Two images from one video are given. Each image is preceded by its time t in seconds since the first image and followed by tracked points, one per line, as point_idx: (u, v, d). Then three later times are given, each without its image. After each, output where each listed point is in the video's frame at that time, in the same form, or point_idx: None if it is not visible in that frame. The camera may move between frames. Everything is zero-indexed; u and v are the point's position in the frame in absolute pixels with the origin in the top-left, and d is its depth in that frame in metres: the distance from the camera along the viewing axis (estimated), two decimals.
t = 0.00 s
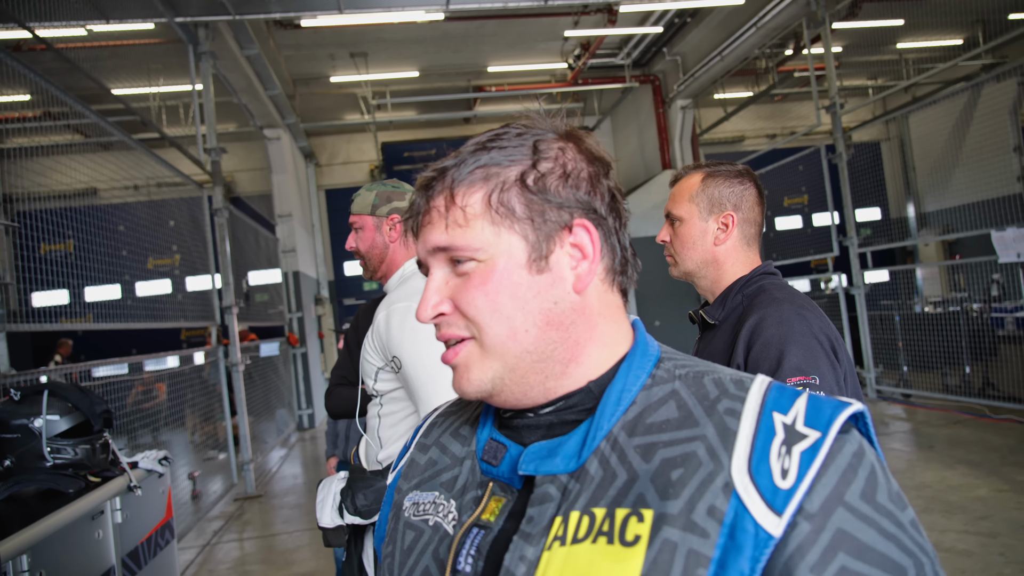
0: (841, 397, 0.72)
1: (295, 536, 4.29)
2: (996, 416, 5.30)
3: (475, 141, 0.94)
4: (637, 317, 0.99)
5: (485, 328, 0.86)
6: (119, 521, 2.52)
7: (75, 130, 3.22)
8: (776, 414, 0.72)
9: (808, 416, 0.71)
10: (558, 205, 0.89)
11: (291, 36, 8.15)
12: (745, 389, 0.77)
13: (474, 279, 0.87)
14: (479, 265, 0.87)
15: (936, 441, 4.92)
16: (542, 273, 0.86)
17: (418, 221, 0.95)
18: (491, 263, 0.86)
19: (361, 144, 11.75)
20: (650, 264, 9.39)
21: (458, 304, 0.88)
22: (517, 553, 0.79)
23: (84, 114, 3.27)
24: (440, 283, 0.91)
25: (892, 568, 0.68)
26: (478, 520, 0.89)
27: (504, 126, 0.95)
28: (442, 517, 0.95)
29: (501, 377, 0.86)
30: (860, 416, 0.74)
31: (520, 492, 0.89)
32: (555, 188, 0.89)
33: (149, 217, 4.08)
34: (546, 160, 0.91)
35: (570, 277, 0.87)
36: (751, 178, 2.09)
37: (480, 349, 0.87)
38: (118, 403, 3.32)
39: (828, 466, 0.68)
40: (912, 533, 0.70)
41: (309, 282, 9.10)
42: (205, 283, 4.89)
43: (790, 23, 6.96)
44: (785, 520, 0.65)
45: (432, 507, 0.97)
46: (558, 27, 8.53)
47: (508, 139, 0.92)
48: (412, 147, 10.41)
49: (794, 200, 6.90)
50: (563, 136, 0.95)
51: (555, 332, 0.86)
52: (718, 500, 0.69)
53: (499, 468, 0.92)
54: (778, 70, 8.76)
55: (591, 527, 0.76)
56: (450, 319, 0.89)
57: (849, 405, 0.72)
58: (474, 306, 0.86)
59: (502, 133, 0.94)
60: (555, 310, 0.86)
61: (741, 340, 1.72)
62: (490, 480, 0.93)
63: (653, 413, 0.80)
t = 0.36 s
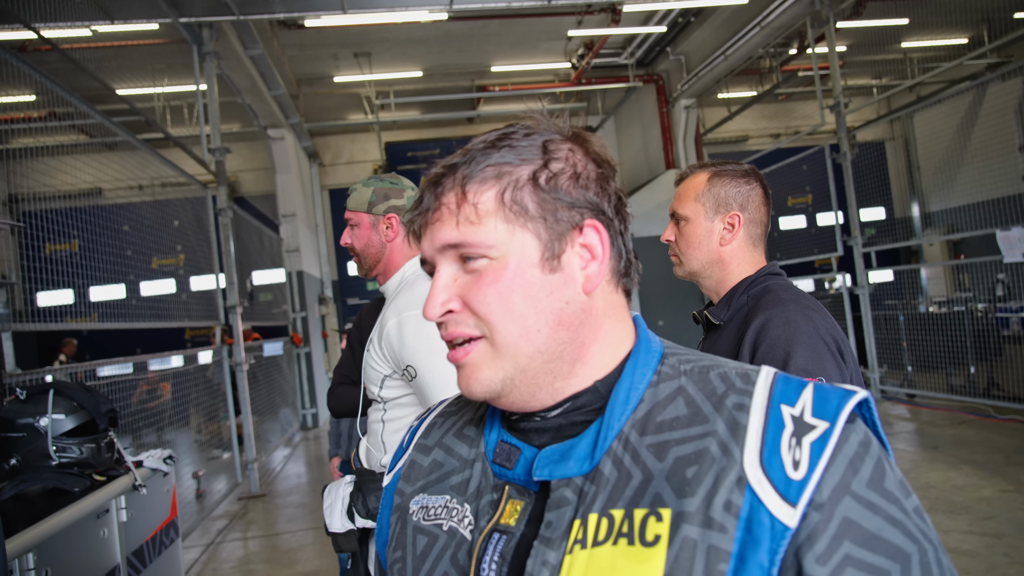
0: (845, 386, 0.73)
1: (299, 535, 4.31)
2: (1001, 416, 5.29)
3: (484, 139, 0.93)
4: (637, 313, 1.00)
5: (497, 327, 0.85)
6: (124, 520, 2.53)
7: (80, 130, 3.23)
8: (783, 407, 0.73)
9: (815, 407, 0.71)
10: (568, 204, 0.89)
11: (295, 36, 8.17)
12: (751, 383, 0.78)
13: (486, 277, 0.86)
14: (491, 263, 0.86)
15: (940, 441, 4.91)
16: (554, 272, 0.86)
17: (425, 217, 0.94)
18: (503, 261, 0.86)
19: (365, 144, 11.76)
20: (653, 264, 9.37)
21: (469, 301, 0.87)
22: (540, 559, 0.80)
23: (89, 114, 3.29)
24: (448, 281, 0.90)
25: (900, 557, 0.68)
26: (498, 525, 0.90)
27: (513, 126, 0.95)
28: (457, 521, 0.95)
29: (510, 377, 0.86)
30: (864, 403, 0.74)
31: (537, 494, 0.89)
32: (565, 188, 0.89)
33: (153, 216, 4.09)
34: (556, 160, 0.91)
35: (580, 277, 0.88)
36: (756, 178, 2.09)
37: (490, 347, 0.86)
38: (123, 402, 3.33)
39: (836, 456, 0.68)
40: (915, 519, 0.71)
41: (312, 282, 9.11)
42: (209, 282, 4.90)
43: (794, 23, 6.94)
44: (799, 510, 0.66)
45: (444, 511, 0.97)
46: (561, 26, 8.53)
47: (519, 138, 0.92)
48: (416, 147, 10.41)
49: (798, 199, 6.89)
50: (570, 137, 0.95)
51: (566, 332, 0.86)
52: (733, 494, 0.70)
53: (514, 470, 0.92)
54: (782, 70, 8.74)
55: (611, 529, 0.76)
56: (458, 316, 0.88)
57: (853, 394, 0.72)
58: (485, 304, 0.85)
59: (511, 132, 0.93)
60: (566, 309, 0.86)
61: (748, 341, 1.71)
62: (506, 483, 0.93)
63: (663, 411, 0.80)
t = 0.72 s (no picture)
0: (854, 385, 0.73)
1: (302, 539, 4.30)
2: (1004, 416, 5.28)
3: (482, 151, 0.93)
4: (642, 314, 1.00)
5: (536, 336, 0.83)
6: (127, 525, 2.53)
7: (81, 136, 3.23)
8: (794, 405, 0.74)
9: (825, 405, 0.72)
10: (580, 203, 0.89)
11: (296, 41, 8.19)
12: (760, 382, 0.78)
13: (519, 287, 0.84)
14: (521, 272, 0.85)
15: (943, 441, 4.90)
16: (582, 272, 0.86)
17: (439, 237, 0.90)
18: (534, 268, 0.84)
19: (365, 147, 11.78)
20: (655, 266, 9.37)
21: (504, 314, 0.84)
22: (547, 556, 0.80)
23: (91, 120, 3.30)
24: (475, 297, 0.87)
25: (928, 543, 0.68)
26: (502, 524, 0.90)
27: (503, 135, 0.95)
28: (461, 520, 0.95)
29: (553, 385, 0.84)
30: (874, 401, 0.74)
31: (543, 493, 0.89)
32: (572, 187, 0.90)
33: (154, 221, 4.09)
34: (557, 162, 0.92)
35: (600, 275, 0.89)
36: (755, 180, 2.10)
37: (531, 359, 0.83)
38: (126, 407, 3.33)
39: (849, 451, 0.68)
40: (937, 509, 0.71)
41: (313, 286, 9.10)
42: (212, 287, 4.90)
43: (794, 24, 6.95)
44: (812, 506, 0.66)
45: (449, 509, 0.97)
46: (561, 29, 8.53)
47: (517, 145, 0.92)
48: (416, 150, 10.42)
49: (799, 201, 6.89)
50: (560, 139, 0.97)
51: (598, 331, 0.85)
52: (743, 489, 0.70)
53: (519, 469, 0.92)
54: (782, 71, 8.75)
55: (619, 527, 0.76)
56: (493, 332, 0.85)
57: (862, 392, 0.73)
58: (523, 315, 0.83)
59: (503, 141, 0.94)
60: (596, 309, 0.86)
61: (748, 344, 1.72)
62: (511, 482, 0.93)
63: (672, 410, 0.80)
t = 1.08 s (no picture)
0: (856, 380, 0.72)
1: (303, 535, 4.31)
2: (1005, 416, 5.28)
3: (504, 146, 0.89)
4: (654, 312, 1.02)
5: (549, 348, 0.82)
6: (130, 520, 2.54)
7: (83, 133, 3.23)
8: (787, 394, 0.72)
9: (819, 394, 0.70)
10: (601, 209, 0.89)
11: (298, 37, 8.19)
12: (760, 376, 0.78)
13: (533, 296, 0.82)
14: (537, 282, 0.82)
15: (944, 440, 4.90)
16: (599, 283, 0.86)
17: (451, 237, 0.86)
18: (551, 279, 0.82)
19: (367, 145, 11.78)
20: (656, 264, 9.36)
21: (516, 325, 0.82)
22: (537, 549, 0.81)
23: (94, 117, 3.29)
24: (485, 302, 0.84)
25: (898, 519, 0.63)
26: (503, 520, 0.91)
27: (526, 129, 0.92)
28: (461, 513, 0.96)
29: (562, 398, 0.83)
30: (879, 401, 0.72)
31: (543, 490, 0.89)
32: (594, 193, 0.89)
33: (156, 218, 4.09)
34: (580, 163, 0.91)
35: (617, 283, 0.89)
36: (755, 177, 2.09)
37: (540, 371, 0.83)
38: (128, 404, 3.34)
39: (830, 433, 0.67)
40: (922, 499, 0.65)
41: (315, 282, 9.11)
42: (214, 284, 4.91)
43: (796, 22, 6.94)
44: (785, 484, 0.65)
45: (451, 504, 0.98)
46: (563, 26, 8.50)
47: (542, 142, 0.90)
48: (418, 147, 10.41)
49: (801, 199, 6.88)
50: (583, 133, 0.94)
51: (611, 342, 0.85)
52: (725, 477, 0.70)
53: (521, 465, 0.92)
54: (785, 69, 8.73)
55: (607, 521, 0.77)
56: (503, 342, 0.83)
57: (862, 388, 0.70)
58: (537, 326, 0.81)
59: (528, 135, 0.90)
60: (610, 320, 0.86)
61: (746, 341, 1.72)
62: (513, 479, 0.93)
63: (670, 408, 0.82)
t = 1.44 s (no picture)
0: (850, 391, 0.71)
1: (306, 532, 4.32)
2: (1007, 412, 5.27)
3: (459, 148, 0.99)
4: (646, 307, 1.00)
5: (474, 326, 0.87)
6: (132, 518, 2.54)
7: (86, 130, 3.24)
8: (777, 410, 0.72)
9: (810, 411, 0.70)
10: (537, 192, 0.90)
11: (299, 35, 8.18)
12: (748, 384, 0.77)
13: (462, 277, 0.89)
14: (465, 263, 0.89)
15: (946, 437, 4.90)
16: (526, 262, 0.87)
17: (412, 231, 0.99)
18: (476, 258, 0.88)
19: (369, 142, 11.79)
20: (659, 261, 9.35)
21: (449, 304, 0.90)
22: (521, 555, 0.81)
23: (95, 114, 3.29)
24: (432, 287, 0.94)
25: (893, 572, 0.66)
26: (490, 519, 0.90)
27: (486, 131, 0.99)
28: (455, 513, 0.96)
29: (495, 374, 0.88)
30: (873, 408, 0.72)
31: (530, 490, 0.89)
32: (533, 177, 0.91)
33: (158, 215, 4.09)
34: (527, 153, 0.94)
35: (556, 265, 0.88)
36: (755, 174, 2.09)
37: (472, 347, 0.88)
38: (131, 401, 3.35)
39: (826, 462, 0.67)
40: (918, 538, 0.68)
41: (317, 280, 9.11)
42: (216, 281, 4.91)
43: (798, 18, 6.92)
44: (777, 518, 0.65)
45: (445, 502, 0.98)
46: (565, 23, 8.48)
47: (488, 139, 0.96)
48: (420, 145, 10.40)
49: (802, 195, 6.87)
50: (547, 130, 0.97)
51: (545, 323, 0.87)
52: (711, 499, 0.70)
53: (510, 465, 0.92)
54: (787, 65, 8.72)
55: (591, 528, 0.76)
56: (443, 321, 0.91)
57: (857, 400, 0.70)
58: (463, 305, 0.88)
59: (485, 134, 0.97)
60: (543, 299, 0.87)
61: (747, 339, 1.71)
62: (503, 477, 0.94)
63: (656, 410, 0.81)
